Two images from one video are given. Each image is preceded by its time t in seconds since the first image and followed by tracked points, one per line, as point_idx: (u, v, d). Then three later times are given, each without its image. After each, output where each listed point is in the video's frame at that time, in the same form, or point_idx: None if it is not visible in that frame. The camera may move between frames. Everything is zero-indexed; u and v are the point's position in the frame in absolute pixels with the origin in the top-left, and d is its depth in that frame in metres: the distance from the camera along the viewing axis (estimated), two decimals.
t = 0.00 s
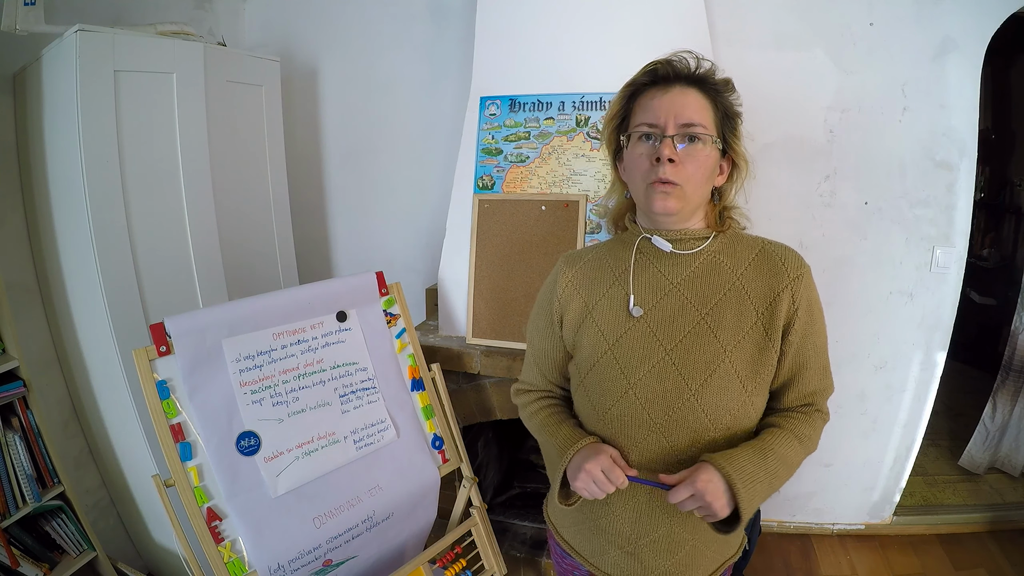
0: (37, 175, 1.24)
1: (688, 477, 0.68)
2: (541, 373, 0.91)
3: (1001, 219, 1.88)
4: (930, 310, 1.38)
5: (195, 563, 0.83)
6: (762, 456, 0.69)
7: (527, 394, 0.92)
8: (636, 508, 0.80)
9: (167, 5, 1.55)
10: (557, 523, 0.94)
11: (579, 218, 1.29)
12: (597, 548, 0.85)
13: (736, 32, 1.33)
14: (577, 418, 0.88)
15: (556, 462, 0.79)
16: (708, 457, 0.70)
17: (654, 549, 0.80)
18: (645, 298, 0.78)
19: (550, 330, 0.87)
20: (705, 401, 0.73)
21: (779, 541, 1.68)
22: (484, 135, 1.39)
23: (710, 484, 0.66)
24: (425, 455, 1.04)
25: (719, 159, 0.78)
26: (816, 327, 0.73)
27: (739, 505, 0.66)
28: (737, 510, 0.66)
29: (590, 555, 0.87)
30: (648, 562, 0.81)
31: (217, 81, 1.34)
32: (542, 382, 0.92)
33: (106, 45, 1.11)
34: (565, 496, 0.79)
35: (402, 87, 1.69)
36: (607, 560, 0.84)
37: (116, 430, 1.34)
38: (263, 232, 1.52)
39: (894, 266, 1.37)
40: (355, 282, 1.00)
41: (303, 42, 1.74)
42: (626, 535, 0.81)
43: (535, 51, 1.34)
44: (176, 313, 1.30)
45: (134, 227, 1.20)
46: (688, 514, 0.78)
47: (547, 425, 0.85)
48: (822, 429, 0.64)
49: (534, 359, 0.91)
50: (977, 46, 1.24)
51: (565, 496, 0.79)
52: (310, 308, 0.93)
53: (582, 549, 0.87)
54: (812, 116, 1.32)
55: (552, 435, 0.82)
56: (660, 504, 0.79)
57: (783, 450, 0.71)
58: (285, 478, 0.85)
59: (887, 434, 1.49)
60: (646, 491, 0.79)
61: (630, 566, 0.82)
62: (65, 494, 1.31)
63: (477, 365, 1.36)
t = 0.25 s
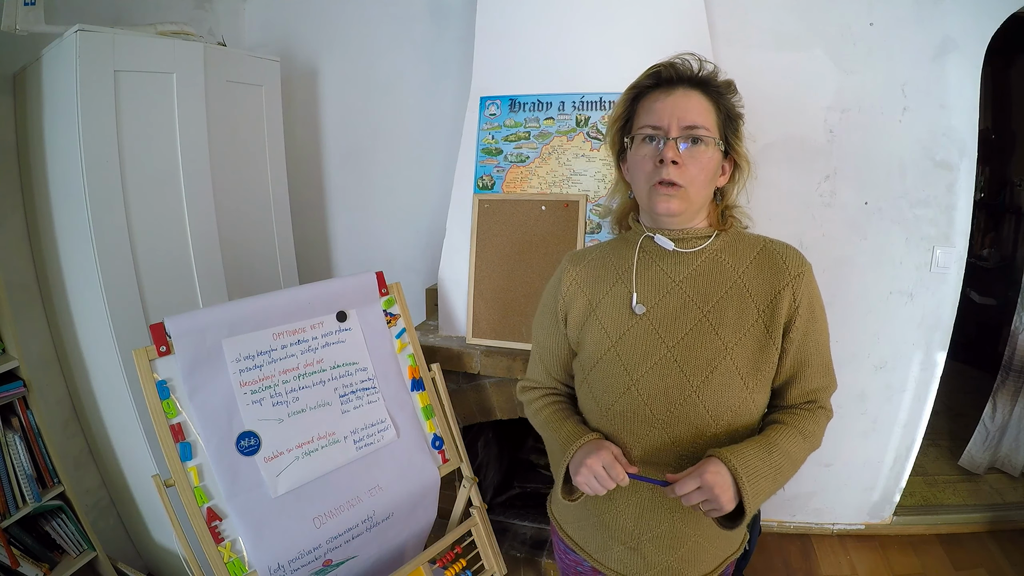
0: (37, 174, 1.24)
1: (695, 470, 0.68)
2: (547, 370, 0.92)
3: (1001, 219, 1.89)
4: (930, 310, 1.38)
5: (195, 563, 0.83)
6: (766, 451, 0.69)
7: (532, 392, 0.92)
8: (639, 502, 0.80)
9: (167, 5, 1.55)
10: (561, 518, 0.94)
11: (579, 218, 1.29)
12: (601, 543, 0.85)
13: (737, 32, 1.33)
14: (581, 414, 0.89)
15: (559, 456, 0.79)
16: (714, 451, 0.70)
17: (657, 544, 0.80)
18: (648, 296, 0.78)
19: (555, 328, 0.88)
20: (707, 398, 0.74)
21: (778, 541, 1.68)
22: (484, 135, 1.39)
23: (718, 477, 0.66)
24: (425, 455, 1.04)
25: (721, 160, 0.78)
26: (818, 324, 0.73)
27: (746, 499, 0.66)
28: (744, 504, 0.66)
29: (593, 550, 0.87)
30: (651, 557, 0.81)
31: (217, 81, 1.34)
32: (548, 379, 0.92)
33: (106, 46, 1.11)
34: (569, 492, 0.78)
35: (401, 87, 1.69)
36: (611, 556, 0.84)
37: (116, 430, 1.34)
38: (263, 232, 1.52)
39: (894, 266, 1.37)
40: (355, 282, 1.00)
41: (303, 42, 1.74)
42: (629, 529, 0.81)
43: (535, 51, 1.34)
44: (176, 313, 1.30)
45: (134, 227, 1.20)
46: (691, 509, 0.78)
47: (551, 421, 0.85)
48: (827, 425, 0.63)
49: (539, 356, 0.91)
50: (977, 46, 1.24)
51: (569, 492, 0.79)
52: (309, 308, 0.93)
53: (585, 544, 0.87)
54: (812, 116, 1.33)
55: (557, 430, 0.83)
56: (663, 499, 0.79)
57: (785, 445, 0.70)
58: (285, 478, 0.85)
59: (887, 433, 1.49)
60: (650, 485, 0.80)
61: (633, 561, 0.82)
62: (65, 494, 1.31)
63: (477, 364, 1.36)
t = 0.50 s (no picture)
0: (37, 174, 1.24)
1: (694, 466, 0.68)
2: (551, 368, 0.92)
3: (1001, 219, 1.89)
4: (930, 310, 1.38)
5: (195, 563, 0.83)
6: (764, 448, 0.69)
7: (537, 390, 0.92)
8: (641, 497, 0.80)
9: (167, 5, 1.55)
10: (564, 514, 0.94)
11: (579, 218, 1.29)
12: (603, 538, 0.85)
13: (736, 32, 1.33)
14: (584, 411, 0.89)
15: (563, 453, 0.80)
16: (712, 447, 0.70)
17: (659, 539, 0.80)
18: (651, 294, 0.78)
19: (558, 326, 0.88)
20: (710, 396, 0.74)
21: (778, 541, 1.68)
22: (484, 135, 1.39)
23: (715, 473, 0.66)
24: (425, 455, 1.04)
25: (724, 160, 0.78)
26: (819, 323, 0.72)
27: (741, 495, 0.66)
28: (738, 500, 0.67)
29: (596, 545, 0.87)
30: (653, 552, 0.81)
31: (217, 81, 1.34)
32: (553, 377, 0.92)
33: (106, 45, 1.11)
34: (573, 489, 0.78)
35: (401, 87, 1.69)
36: (613, 551, 0.84)
37: (116, 430, 1.34)
38: (263, 232, 1.52)
39: (894, 266, 1.37)
40: (355, 282, 1.00)
41: (303, 42, 1.74)
42: (632, 525, 0.81)
43: (535, 51, 1.34)
44: (176, 313, 1.30)
45: (135, 227, 1.20)
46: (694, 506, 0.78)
47: (556, 418, 0.85)
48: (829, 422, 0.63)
49: (543, 355, 0.92)
50: (977, 46, 1.24)
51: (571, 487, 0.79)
52: (309, 308, 0.93)
53: (588, 540, 0.88)
54: (812, 116, 1.33)
55: (561, 427, 0.83)
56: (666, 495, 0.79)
57: (785, 443, 0.70)
58: (285, 478, 0.85)
59: (887, 433, 1.49)
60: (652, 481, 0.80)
61: (636, 556, 0.82)
62: (65, 494, 1.31)
63: (477, 365, 1.36)
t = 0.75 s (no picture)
0: (37, 174, 1.24)
1: (691, 465, 0.68)
2: (555, 366, 0.92)
3: (1002, 219, 1.89)
4: (930, 310, 1.38)
5: (195, 563, 0.83)
6: (763, 448, 0.69)
7: (541, 389, 0.93)
8: (641, 495, 0.80)
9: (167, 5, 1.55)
10: (565, 513, 0.94)
11: (579, 218, 1.29)
12: (604, 536, 0.85)
13: (737, 32, 1.33)
14: (587, 409, 0.89)
15: (564, 448, 0.80)
16: (710, 446, 0.70)
17: (659, 537, 0.80)
18: (653, 294, 0.78)
19: (562, 324, 0.88)
20: (711, 396, 0.74)
21: (778, 541, 1.68)
22: (484, 135, 1.39)
23: (713, 472, 0.66)
24: (425, 455, 1.04)
25: (725, 160, 0.78)
26: (821, 324, 0.72)
27: (738, 495, 0.66)
28: (736, 500, 0.67)
29: (597, 543, 0.87)
30: (654, 550, 0.81)
31: (217, 81, 1.34)
32: (558, 376, 0.92)
33: (106, 45, 1.11)
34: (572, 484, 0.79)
35: (401, 87, 1.69)
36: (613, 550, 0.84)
37: (116, 430, 1.34)
38: (263, 232, 1.52)
39: (894, 267, 1.37)
40: (356, 282, 1.00)
41: (303, 42, 1.74)
42: (632, 522, 0.81)
43: (535, 51, 1.34)
44: (177, 313, 1.30)
45: (135, 227, 1.20)
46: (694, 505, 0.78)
47: (559, 416, 0.85)
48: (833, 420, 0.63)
49: (547, 353, 0.92)
50: (977, 46, 1.24)
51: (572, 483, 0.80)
52: (309, 308, 0.93)
53: (589, 538, 0.87)
54: (812, 116, 1.33)
55: (562, 423, 0.83)
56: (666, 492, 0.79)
57: (784, 443, 0.70)
58: (285, 478, 0.85)
59: (887, 433, 1.49)
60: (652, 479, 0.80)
61: (636, 554, 0.82)
62: (65, 494, 1.31)
63: (477, 365, 1.36)
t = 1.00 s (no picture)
0: (37, 174, 1.24)
1: (687, 464, 0.69)
2: (557, 365, 0.92)
3: (1002, 219, 1.88)
4: (930, 310, 1.38)
5: (195, 563, 0.83)
6: (761, 448, 0.69)
7: (544, 388, 0.93)
8: (639, 494, 0.80)
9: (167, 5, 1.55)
10: (565, 512, 0.94)
11: (579, 218, 1.29)
12: (601, 535, 0.85)
13: (736, 32, 1.33)
14: (588, 408, 0.89)
15: (562, 443, 0.81)
16: (707, 444, 0.70)
17: (657, 537, 0.80)
18: (654, 293, 0.79)
19: (564, 323, 0.89)
20: (711, 395, 0.73)
21: (778, 541, 1.68)
22: (484, 135, 1.39)
23: (710, 471, 0.66)
24: (425, 455, 1.04)
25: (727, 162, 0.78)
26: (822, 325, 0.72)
27: (735, 494, 0.66)
28: (732, 500, 0.67)
29: (595, 543, 0.87)
30: (651, 550, 0.80)
31: (217, 81, 1.34)
32: (562, 375, 0.92)
33: (106, 45, 1.11)
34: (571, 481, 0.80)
35: (401, 87, 1.69)
36: (612, 549, 0.84)
37: (116, 430, 1.34)
38: (263, 232, 1.52)
39: (894, 267, 1.37)
40: (356, 282, 1.00)
41: (303, 42, 1.74)
42: (630, 522, 0.81)
43: (535, 51, 1.34)
44: (177, 313, 1.30)
45: (135, 227, 1.20)
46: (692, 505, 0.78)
47: (558, 413, 0.85)
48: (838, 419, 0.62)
49: (550, 352, 0.93)
50: (977, 46, 1.24)
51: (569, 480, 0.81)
52: (309, 308, 0.93)
53: (588, 537, 0.88)
54: (812, 116, 1.32)
55: (561, 419, 0.84)
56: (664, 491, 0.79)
57: (783, 444, 0.70)
58: (285, 478, 0.85)
59: (887, 433, 1.49)
60: (650, 478, 0.80)
61: (634, 555, 0.81)
62: (65, 494, 1.31)
63: (477, 365, 1.36)
